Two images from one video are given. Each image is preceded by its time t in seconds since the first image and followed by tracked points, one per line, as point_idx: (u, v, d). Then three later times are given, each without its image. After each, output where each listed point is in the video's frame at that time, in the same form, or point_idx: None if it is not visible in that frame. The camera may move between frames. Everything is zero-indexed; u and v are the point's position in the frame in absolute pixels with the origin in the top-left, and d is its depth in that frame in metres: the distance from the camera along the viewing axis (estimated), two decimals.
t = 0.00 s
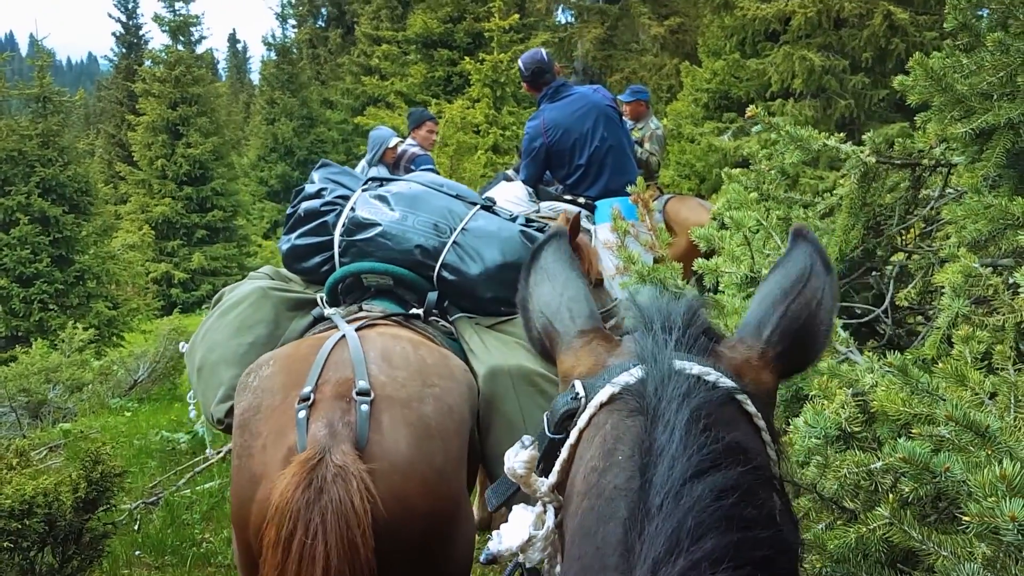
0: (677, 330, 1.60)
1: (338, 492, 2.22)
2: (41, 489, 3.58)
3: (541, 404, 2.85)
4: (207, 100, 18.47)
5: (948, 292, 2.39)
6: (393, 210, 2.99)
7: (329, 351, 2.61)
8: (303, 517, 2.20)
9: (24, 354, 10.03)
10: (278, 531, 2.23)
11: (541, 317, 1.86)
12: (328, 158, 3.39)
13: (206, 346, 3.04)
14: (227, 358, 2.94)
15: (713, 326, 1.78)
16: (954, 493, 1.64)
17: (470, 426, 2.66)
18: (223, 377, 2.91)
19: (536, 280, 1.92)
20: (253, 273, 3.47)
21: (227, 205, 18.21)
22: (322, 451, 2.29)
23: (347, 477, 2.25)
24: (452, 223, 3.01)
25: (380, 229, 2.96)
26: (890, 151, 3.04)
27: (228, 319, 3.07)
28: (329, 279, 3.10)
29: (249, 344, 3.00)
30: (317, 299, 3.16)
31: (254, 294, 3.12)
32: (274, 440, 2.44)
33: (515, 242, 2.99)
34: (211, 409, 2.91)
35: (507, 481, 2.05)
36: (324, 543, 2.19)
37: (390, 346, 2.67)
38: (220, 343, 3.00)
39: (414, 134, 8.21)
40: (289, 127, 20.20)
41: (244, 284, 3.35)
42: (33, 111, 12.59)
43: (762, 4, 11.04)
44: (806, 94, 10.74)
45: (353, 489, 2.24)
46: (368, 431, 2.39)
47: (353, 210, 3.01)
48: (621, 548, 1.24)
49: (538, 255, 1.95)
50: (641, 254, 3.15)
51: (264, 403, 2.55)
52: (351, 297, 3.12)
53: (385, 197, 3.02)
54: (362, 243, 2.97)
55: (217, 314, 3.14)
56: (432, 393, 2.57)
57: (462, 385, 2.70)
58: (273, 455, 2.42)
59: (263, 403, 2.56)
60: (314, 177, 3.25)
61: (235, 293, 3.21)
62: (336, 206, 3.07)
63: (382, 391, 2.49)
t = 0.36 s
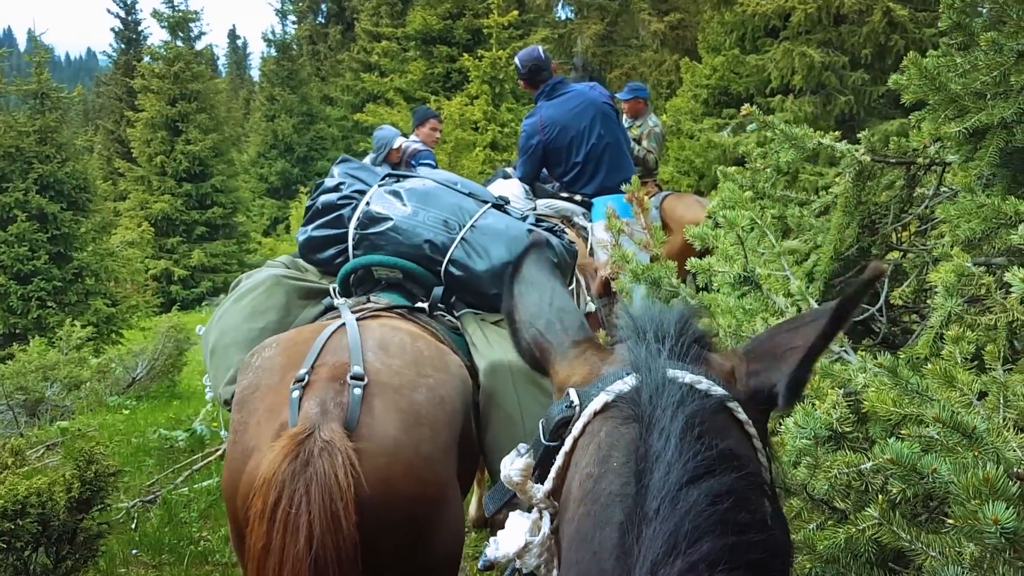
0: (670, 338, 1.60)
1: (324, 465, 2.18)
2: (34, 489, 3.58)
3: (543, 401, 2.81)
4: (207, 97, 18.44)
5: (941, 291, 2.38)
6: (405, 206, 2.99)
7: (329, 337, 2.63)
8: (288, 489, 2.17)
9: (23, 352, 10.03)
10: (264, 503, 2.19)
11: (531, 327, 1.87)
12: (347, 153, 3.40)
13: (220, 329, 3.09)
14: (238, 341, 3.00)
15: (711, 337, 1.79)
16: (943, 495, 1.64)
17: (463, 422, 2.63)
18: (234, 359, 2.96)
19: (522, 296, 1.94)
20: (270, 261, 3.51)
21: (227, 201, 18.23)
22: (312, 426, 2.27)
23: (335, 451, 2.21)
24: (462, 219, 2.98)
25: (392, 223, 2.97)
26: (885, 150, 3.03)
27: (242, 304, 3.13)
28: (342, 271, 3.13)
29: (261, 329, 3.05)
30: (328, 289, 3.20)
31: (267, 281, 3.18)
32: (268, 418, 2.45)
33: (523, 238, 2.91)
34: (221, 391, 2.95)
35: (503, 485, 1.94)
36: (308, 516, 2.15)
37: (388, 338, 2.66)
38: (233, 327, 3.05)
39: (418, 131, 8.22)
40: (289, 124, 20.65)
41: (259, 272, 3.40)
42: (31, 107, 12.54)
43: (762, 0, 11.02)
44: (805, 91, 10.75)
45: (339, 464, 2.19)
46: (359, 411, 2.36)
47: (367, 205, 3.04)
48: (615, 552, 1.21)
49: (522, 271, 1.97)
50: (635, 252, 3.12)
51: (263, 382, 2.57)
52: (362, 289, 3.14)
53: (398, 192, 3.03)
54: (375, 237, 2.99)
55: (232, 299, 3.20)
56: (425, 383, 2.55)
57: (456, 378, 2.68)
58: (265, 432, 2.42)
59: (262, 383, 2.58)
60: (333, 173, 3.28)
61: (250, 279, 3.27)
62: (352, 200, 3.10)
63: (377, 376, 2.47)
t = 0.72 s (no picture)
0: (654, 339, 1.58)
1: (307, 448, 2.20)
2: (34, 486, 3.61)
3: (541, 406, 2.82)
4: (213, 94, 18.48)
5: (936, 292, 2.36)
6: (428, 205, 3.01)
7: (333, 324, 2.66)
8: (269, 468, 2.20)
9: (29, 347, 10.05)
10: (247, 479, 2.23)
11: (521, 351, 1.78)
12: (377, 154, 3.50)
13: (239, 310, 3.07)
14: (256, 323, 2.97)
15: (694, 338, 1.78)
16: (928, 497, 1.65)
17: (457, 417, 2.58)
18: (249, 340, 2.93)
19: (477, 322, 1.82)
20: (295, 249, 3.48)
21: (233, 198, 18.28)
22: (300, 409, 2.29)
23: (319, 436, 2.23)
24: (480, 222, 3.04)
25: (414, 221, 2.96)
26: (883, 150, 2.98)
27: (263, 287, 3.10)
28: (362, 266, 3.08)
29: (279, 313, 3.02)
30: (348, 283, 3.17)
31: (289, 267, 3.15)
32: (263, 396, 2.48)
33: (539, 246, 3.07)
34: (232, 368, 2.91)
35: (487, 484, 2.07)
36: (286, 496, 2.17)
37: (389, 327, 2.66)
38: (252, 308, 3.02)
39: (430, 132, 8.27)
40: (295, 121, 20.52)
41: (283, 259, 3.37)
42: (37, 104, 12.57)
43: None
44: (811, 89, 10.72)
45: (321, 448, 2.21)
46: (349, 397, 2.37)
47: (393, 203, 3.04)
48: (600, 550, 1.21)
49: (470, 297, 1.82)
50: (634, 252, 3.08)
51: (264, 361, 2.60)
52: (380, 283, 3.11)
53: (423, 192, 3.06)
54: (397, 233, 2.97)
55: (253, 282, 3.17)
56: (419, 375, 2.52)
57: (452, 373, 2.64)
58: (258, 408, 2.46)
59: (263, 362, 2.61)
60: (363, 172, 3.35)
61: (274, 265, 3.25)
62: (377, 199, 3.14)
63: (371, 364, 2.47)
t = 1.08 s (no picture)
0: (636, 339, 1.58)
1: (314, 443, 2.22)
2: (35, 485, 3.62)
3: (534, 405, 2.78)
4: (221, 95, 18.54)
5: (932, 292, 2.34)
6: (422, 205, 3.03)
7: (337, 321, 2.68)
8: (277, 461, 2.20)
9: (37, 348, 10.09)
10: (254, 473, 2.24)
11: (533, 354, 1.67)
12: (379, 158, 3.57)
13: (240, 315, 3.08)
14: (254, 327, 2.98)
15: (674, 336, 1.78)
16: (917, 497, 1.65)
17: (459, 418, 2.58)
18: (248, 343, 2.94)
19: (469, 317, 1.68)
20: (295, 253, 3.49)
21: (240, 199, 18.34)
22: (307, 404, 2.30)
23: (327, 430, 2.25)
24: (473, 219, 3.04)
25: (408, 221, 2.98)
26: (880, 150, 3.00)
27: (263, 292, 3.11)
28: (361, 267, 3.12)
29: (277, 316, 3.02)
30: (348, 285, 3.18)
31: (287, 272, 3.16)
32: (269, 393, 2.50)
33: (531, 242, 3.06)
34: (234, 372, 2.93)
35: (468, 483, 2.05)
36: (292, 489, 2.18)
37: (394, 327, 2.68)
38: (252, 313, 3.03)
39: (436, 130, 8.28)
40: (302, 123, 20.43)
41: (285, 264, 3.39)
42: (46, 106, 12.63)
43: None
44: (816, 89, 10.69)
45: (328, 443, 2.23)
46: (355, 394, 2.38)
47: (387, 204, 3.07)
48: (583, 550, 1.22)
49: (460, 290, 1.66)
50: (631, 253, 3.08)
51: (269, 358, 2.61)
52: (379, 284, 3.13)
53: (417, 193, 3.08)
54: (392, 234, 3.00)
55: (255, 288, 3.19)
56: (423, 374, 2.54)
57: (456, 371, 2.62)
58: (264, 406, 2.47)
59: (269, 359, 2.62)
60: (362, 176, 3.42)
61: (274, 269, 3.26)
62: (376, 200, 3.21)
63: (376, 362, 2.49)
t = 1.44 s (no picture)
0: (630, 339, 1.58)
1: (303, 440, 2.22)
2: (36, 485, 3.63)
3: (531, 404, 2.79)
4: (222, 95, 18.54)
5: (931, 290, 2.33)
6: (414, 205, 3.03)
7: (325, 322, 2.68)
8: (266, 460, 2.20)
9: (40, 348, 10.09)
10: (245, 473, 2.24)
11: (532, 352, 1.66)
12: (366, 159, 3.55)
13: (237, 321, 3.10)
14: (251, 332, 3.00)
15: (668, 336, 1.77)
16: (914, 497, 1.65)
17: (453, 414, 2.57)
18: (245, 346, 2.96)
19: (467, 316, 1.69)
20: (288, 258, 3.53)
21: (242, 198, 18.35)
22: (294, 401, 2.30)
23: (315, 427, 2.24)
24: (465, 219, 3.03)
25: (401, 222, 2.98)
26: (879, 149, 3.01)
27: (258, 298, 3.13)
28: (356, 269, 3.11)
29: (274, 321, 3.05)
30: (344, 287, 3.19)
31: (282, 278, 3.19)
32: (258, 393, 2.50)
33: (524, 239, 3.06)
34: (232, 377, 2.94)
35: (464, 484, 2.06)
36: (282, 487, 2.18)
37: (383, 324, 2.67)
38: (249, 318, 3.05)
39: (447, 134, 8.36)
40: (303, 121, 20.47)
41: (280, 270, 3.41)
42: (47, 105, 12.66)
43: None
44: (818, 86, 10.68)
45: (317, 439, 2.23)
46: (343, 391, 2.38)
47: (379, 205, 3.06)
48: (581, 549, 1.23)
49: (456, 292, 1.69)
50: (630, 251, 3.09)
51: (260, 359, 2.63)
52: (374, 285, 3.11)
53: (407, 193, 3.07)
54: (385, 236, 2.99)
55: (250, 294, 3.21)
56: (414, 370, 2.53)
57: (447, 367, 2.64)
58: (254, 406, 2.47)
59: (259, 360, 2.63)
60: (351, 178, 3.40)
61: (269, 275, 3.29)
62: (367, 202, 3.18)
63: (365, 358, 2.49)
